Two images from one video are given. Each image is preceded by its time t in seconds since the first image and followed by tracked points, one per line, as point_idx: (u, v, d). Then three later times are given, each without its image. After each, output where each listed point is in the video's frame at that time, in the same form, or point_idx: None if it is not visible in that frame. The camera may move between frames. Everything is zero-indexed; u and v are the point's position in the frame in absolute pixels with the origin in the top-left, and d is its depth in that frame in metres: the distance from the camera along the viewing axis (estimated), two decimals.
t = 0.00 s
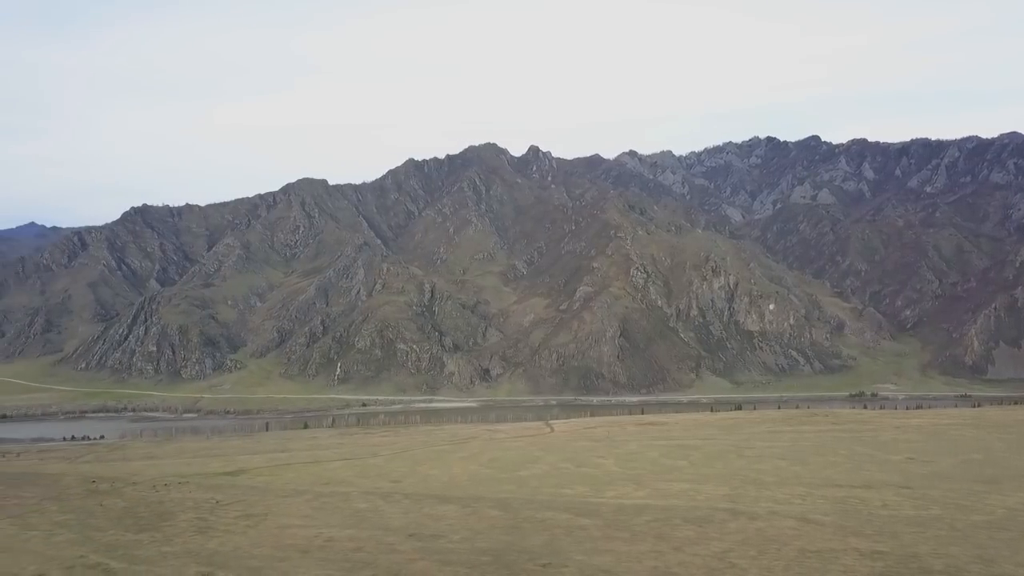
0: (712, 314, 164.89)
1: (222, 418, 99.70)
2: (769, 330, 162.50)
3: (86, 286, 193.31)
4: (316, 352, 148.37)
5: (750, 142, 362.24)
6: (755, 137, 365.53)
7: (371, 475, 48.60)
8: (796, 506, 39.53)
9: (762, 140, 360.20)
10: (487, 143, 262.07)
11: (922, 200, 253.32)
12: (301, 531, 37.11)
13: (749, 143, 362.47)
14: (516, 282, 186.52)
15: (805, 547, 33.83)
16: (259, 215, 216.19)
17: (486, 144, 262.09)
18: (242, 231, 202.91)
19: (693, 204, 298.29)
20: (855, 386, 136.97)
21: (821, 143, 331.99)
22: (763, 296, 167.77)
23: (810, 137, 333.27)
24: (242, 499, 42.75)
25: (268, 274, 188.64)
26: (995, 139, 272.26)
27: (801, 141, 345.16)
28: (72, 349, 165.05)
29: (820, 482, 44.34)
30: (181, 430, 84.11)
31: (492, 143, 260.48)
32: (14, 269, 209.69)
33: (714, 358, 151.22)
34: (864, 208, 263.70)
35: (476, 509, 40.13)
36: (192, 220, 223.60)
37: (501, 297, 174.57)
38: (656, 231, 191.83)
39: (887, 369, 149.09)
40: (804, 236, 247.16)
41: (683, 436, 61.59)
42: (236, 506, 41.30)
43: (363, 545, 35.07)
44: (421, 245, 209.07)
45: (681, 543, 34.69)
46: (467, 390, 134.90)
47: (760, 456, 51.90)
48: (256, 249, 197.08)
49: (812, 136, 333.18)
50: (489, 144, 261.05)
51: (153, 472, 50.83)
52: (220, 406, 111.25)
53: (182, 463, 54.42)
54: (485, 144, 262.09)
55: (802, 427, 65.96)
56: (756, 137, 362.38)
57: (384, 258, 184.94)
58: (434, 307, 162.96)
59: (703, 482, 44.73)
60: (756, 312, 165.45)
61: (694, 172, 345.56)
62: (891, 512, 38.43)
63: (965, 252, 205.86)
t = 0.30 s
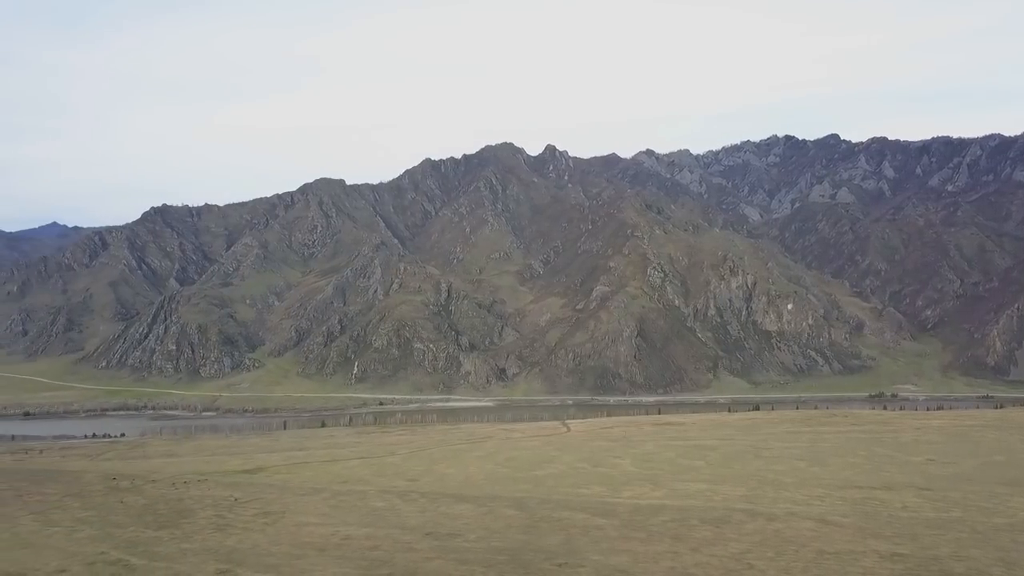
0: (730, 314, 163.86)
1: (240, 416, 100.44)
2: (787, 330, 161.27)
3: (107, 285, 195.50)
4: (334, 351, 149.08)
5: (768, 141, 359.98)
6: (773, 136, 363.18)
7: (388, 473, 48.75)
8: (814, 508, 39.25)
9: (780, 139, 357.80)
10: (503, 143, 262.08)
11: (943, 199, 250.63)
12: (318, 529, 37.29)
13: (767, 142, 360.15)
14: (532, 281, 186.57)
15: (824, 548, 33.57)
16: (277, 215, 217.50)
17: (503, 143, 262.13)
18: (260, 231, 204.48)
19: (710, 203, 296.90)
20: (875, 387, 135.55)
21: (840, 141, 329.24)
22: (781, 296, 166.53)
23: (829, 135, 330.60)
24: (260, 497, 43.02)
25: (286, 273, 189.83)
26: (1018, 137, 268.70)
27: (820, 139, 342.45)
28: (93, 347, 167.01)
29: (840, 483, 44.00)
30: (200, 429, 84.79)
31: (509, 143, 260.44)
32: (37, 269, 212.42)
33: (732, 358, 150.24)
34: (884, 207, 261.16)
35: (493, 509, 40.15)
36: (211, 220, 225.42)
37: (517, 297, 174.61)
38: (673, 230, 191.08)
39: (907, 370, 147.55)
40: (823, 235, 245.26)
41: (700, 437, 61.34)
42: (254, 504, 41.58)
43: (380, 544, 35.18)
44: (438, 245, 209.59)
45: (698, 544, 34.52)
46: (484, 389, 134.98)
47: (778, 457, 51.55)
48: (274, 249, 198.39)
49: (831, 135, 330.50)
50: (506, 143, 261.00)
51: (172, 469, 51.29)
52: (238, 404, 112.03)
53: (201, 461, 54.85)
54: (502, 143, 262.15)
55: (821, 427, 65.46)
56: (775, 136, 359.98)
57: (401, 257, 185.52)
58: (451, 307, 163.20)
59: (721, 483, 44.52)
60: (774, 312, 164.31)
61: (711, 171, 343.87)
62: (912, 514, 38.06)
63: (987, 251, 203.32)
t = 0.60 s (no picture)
0: (747, 313, 162.86)
1: (257, 415, 101.10)
2: (804, 330, 160.08)
3: (127, 284, 197.54)
4: (350, 350, 149.77)
5: (785, 139, 357.60)
6: (791, 134, 360.60)
7: (404, 472, 48.92)
8: (832, 509, 38.99)
9: (798, 138, 355.39)
10: (519, 142, 261.90)
11: (963, 198, 247.85)
12: (335, 527, 37.45)
13: (784, 140, 357.84)
14: (548, 281, 186.54)
15: (841, 550, 33.33)
16: (294, 215, 218.76)
17: (518, 143, 261.99)
18: (278, 231, 206.01)
19: (727, 202, 295.45)
20: (894, 388, 134.20)
21: (858, 140, 326.52)
22: (799, 296, 165.24)
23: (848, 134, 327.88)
24: (276, 495, 43.29)
25: (303, 273, 190.87)
26: None
27: (839, 138, 339.75)
28: (113, 346, 168.87)
29: (858, 484, 43.63)
30: (219, 427, 85.44)
31: (524, 143, 260.29)
32: (58, 268, 215.00)
33: (749, 358, 149.27)
34: (902, 206, 258.71)
35: (508, 508, 40.19)
36: (229, 220, 227.08)
37: (533, 296, 174.64)
38: (690, 229, 190.29)
39: (927, 370, 146.10)
40: (841, 235, 243.38)
41: (716, 437, 61.11)
42: (271, 502, 41.84)
43: (395, 543, 35.29)
44: (454, 245, 210.08)
45: (714, 545, 34.31)
46: (499, 388, 135.01)
47: (795, 458, 51.23)
48: (291, 248, 199.60)
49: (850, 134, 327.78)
50: (521, 143, 260.81)
51: (190, 467, 51.70)
52: (255, 403, 112.84)
53: (219, 459, 55.25)
54: (518, 143, 262.05)
55: (839, 428, 65.00)
56: (792, 135, 357.50)
57: (417, 257, 186.02)
58: (467, 306, 163.36)
59: (737, 484, 44.31)
60: (792, 311, 163.10)
61: (728, 170, 342.08)
62: (931, 515, 37.71)
63: (1008, 251, 200.91)
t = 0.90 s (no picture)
0: (763, 313, 161.84)
1: (272, 414, 101.51)
2: (820, 330, 158.91)
3: (144, 284, 199.33)
4: (365, 349, 150.29)
5: (802, 138, 355.59)
6: (807, 133, 358.41)
7: (418, 471, 49.07)
8: (849, 510, 38.72)
9: (814, 137, 353.12)
10: (533, 142, 261.84)
11: (983, 197, 245.33)
12: (350, 526, 37.59)
13: (800, 139, 355.69)
14: (562, 280, 186.41)
15: (859, 552, 33.08)
16: (310, 215, 219.84)
17: (533, 142, 261.89)
18: (294, 231, 207.36)
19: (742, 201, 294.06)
20: (912, 388, 132.94)
21: (876, 139, 323.98)
22: (815, 296, 164.14)
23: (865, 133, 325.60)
24: (292, 493, 43.54)
25: (318, 272, 191.80)
26: None
27: (856, 136, 337.20)
28: (131, 344, 170.46)
29: (875, 486, 43.28)
30: (235, 425, 85.99)
31: (539, 142, 260.21)
32: (77, 268, 217.15)
33: (765, 358, 148.34)
34: (920, 205, 256.41)
35: (522, 507, 40.19)
36: (245, 220, 228.49)
37: (547, 296, 174.59)
38: (705, 228, 189.52)
39: (945, 371, 144.67)
40: (858, 234, 241.67)
41: (732, 437, 60.87)
42: (286, 500, 42.07)
43: (410, 541, 35.37)
44: (468, 244, 210.57)
45: (730, 546, 34.17)
46: (513, 387, 134.97)
47: (811, 458, 50.91)
48: (306, 248, 200.58)
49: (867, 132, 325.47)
50: (536, 142, 260.80)
51: (207, 465, 52.08)
52: (271, 401, 113.55)
53: (235, 457, 55.64)
54: (532, 142, 261.95)
55: (855, 429, 64.50)
56: (809, 133, 355.33)
57: (431, 256, 186.35)
58: (481, 305, 163.48)
59: (753, 484, 44.09)
60: (808, 311, 161.91)
61: (744, 169, 340.45)
62: (949, 517, 37.36)
63: None
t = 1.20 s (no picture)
0: (777, 313, 160.79)
1: (287, 413, 101.95)
2: (836, 330, 157.58)
3: (160, 283, 200.87)
4: (379, 348, 150.77)
5: (817, 136, 353.47)
6: (823, 132, 356.35)
7: (432, 470, 49.18)
8: (864, 511, 38.46)
9: (830, 135, 350.98)
10: (546, 141, 261.67)
11: (1001, 195, 242.93)
12: (363, 525, 37.72)
13: (816, 138, 353.64)
14: (575, 279, 186.26)
15: (874, 553, 32.85)
16: (324, 214, 220.87)
17: (546, 141, 261.72)
18: (308, 231, 208.53)
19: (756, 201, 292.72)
20: (928, 389, 131.64)
21: (892, 137, 321.56)
22: (830, 295, 162.97)
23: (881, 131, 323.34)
24: (305, 492, 43.70)
25: (333, 272, 192.61)
26: None
27: (872, 135, 334.85)
28: (147, 343, 171.88)
29: (891, 487, 42.98)
30: (250, 423, 86.56)
31: (552, 141, 260.08)
32: (94, 267, 219.15)
33: (779, 357, 147.50)
34: (937, 204, 254.18)
35: (535, 507, 40.18)
36: (260, 219, 229.73)
37: (560, 296, 174.41)
38: (720, 228, 188.76)
39: (962, 371, 143.30)
40: (874, 233, 240.04)
41: (746, 438, 60.62)
42: (301, 499, 42.24)
43: (424, 540, 35.46)
44: (482, 244, 211.12)
45: (744, 546, 34.02)
46: (527, 387, 134.86)
47: (826, 459, 50.61)
48: (320, 248, 201.44)
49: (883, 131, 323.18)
50: (549, 141, 260.65)
51: (222, 463, 52.42)
52: (285, 400, 114.11)
53: (250, 456, 55.98)
54: (545, 141, 261.78)
55: (870, 429, 64.10)
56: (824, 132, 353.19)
57: (444, 256, 186.69)
58: (494, 305, 163.58)
59: (767, 485, 43.87)
60: (823, 311, 160.76)
61: (758, 168, 338.76)
62: (966, 519, 37.04)
63: None
